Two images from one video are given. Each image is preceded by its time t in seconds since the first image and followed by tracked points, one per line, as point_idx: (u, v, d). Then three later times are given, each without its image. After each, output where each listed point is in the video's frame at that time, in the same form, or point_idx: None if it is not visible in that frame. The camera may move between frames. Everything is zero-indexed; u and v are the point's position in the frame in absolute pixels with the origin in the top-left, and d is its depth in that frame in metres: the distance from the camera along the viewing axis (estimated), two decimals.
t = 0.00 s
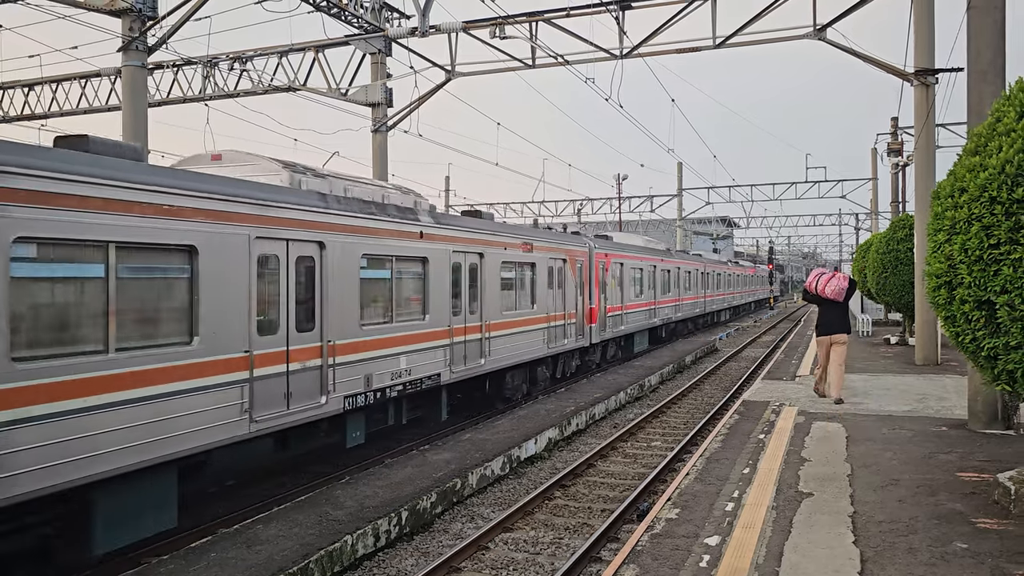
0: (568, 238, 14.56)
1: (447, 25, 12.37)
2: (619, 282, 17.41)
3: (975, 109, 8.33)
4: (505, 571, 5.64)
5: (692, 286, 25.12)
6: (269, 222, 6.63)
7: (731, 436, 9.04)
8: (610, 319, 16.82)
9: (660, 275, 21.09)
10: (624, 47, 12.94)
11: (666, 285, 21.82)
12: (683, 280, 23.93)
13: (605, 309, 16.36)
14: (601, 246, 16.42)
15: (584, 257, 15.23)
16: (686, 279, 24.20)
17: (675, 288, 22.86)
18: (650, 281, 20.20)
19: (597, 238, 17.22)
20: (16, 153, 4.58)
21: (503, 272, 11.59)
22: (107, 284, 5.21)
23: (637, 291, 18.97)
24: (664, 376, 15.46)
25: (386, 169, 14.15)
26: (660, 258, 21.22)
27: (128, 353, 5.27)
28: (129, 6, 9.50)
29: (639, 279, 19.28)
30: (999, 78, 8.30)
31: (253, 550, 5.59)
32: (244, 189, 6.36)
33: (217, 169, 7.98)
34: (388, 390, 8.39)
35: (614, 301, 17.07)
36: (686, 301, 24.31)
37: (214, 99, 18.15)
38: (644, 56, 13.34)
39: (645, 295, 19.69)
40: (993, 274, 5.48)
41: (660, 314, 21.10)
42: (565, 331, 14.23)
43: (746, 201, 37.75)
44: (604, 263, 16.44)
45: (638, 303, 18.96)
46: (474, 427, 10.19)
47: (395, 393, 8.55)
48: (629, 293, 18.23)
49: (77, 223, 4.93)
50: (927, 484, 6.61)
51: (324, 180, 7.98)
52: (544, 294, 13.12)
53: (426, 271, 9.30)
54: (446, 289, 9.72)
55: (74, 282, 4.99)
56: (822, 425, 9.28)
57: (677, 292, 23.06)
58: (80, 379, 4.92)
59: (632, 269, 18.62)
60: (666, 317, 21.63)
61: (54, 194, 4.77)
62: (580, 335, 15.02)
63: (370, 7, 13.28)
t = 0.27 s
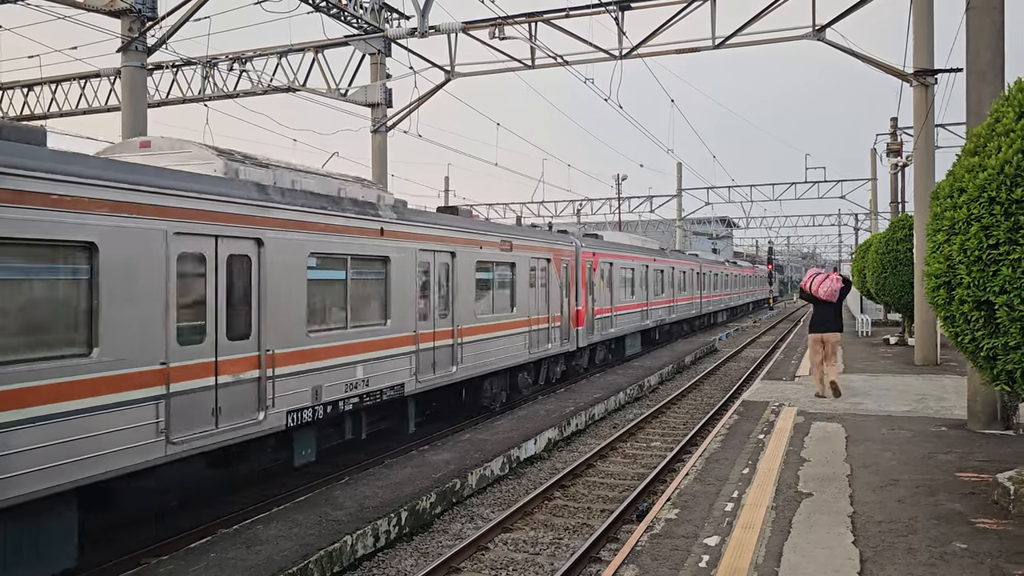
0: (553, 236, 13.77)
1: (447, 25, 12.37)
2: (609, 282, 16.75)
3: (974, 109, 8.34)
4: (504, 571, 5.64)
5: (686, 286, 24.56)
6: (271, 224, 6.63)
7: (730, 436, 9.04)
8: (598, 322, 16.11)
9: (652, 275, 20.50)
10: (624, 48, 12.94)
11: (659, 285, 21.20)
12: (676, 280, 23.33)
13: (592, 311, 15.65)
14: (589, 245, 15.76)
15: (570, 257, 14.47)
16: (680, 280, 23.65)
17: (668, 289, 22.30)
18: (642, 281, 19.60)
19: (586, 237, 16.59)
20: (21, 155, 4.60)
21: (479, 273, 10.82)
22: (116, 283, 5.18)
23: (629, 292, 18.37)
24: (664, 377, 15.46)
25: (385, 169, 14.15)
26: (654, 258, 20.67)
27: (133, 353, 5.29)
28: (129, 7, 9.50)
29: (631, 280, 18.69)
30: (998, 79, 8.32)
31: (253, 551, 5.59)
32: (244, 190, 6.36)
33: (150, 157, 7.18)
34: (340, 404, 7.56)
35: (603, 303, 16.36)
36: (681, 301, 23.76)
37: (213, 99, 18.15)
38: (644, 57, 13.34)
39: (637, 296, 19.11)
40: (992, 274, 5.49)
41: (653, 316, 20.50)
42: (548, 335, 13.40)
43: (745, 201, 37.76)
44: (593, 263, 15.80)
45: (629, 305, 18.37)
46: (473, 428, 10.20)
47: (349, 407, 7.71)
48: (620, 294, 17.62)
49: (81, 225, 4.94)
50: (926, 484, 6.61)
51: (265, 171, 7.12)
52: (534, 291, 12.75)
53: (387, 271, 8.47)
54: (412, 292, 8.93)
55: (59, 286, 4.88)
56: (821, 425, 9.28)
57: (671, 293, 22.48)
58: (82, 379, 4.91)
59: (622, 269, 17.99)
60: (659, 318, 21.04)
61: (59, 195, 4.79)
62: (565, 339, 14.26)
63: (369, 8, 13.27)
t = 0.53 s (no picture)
0: (535, 233, 12.85)
1: (446, 26, 12.37)
2: (596, 282, 15.95)
3: (973, 109, 8.34)
4: (503, 572, 5.63)
5: (680, 287, 23.86)
6: (275, 225, 6.60)
7: (730, 436, 9.04)
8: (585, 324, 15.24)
9: (643, 275, 19.75)
10: (623, 48, 12.93)
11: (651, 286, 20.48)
12: (669, 280, 22.59)
13: (578, 313, 14.79)
14: (575, 243, 14.92)
15: (554, 256, 13.57)
16: (673, 280, 22.97)
17: (661, 290, 21.58)
18: (633, 282, 18.86)
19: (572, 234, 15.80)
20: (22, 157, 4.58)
21: (452, 273, 9.83)
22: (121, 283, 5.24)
23: (618, 293, 17.62)
24: (663, 377, 15.44)
25: (384, 170, 14.14)
26: (645, 258, 19.97)
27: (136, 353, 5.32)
28: (128, 6, 9.49)
29: (620, 280, 17.95)
30: (997, 80, 8.33)
31: (251, 552, 5.58)
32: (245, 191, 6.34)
33: (64, 142, 6.58)
34: (283, 420, 6.66)
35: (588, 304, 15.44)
36: (674, 303, 23.04)
37: (212, 99, 18.14)
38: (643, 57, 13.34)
39: (627, 297, 18.38)
40: (991, 275, 5.49)
41: (644, 318, 19.75)
42: (529, 339, 12.45)
43: (744, 202, 37.76)
44: (579, 262, 14.99)
45: (619, 306, 17.58)
46: (472, 428, 10.20)
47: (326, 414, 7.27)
48: (608, 294, 16.86)
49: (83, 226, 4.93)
50: (925, 485, 6.61)
51: (186, 157, 6.34)
52: (530, 294, 12.40)
53: (341, 271, 7.56)
54: (372, 294, 8.00)
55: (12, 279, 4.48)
56: (821, 426, 9.27)
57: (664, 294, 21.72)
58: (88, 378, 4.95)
59: (611, 269, 17.23)
60: (650, 320, 20.29)
61: (61, 196, 4.77)
62: (550, 345, 13.37)
63: (369, 8, 13.27)
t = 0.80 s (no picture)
0: (516, 231, 11.95)
1: (445, 26, 12.36)
2: (585, 283, 15.10)
3: (971, 109, 8.35)
4: (503, 572, 5.63)
5: (676, 288, 23.09)
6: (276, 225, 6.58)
7: (729, 437, 9.03)
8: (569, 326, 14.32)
9: (638, 275, 18.93)
10: (621, 48, 12.93)
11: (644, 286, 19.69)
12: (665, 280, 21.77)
13: (562, 316, 13.88)
14: (561, 242, 14.06)
15: (535, 256, 12.65)
16: (669, 280, 22.20)
17: (656, 290, 20.79)
18: (627, 282, 18.08)
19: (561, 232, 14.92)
20: (29, 156, 4.57)
21: (415, 273, 8.90)
22: (124, 285, 5.19)
23: (610, 294, 16.81)
24: (662, 378, 15.43)
25: (383, 171, 14.13)
26: (640, 257, 19.17)
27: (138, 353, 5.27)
28: (126, 7, 9.48)
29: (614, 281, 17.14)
30: (996, 80, 8.33)
31: (250, 552, 5.58)
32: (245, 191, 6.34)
33: None
34: (208, 438, 5.83)
35: (574, 306, 14.49)
36: (670, 304, 22.24)
37: (211, 100, 18.12)
38: (642, 58, 13.34)
39: (620, 299, 17.59)
40: (989, 275, 5.50)
41: (637, 320, 18.96)
42: (506, 344, 11.52)
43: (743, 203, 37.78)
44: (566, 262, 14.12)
45: (610, 308, 16.74)
46: (471, 429, 10.19)
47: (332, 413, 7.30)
48: (598, 295, 16.04)
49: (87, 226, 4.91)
50: (924, 485, 6.61)
51: (88, 140, 5.49)
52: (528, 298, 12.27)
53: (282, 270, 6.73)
54: (317, 301, 7.12)
55: None
56: (820, 426, 9.28)
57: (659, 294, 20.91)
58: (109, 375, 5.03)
59: (604, 269, 16.39)
60: (643, 322, 19.49)
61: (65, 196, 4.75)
62: (529, 351, 12.45)
63: (367, 8, 13.27)
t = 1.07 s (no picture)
0: (491, 227, 11.18)
1: (444, 26, 12.36)
2: (567, 284, 14.43)
3: (969, 110, 8.36)
4: (501, 573, 5.63)
5: (666, 288, 22.47)
6: (276, 225, 6.60)
7: (727, 438, 9.03)
8: (549, 330, 13.55)
9: (625, 275, 18.27)
10: (620, 49, 12.93)
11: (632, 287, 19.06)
12: (654, 281, 21.15)
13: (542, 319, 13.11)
14: (543, 241, 13.36)
15: (513, 256, 11.86)
16: (659, 279, 21.59)
17: (645, 292, 20.17)
18: (614, 283, 17.45)
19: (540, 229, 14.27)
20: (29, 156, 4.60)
21: (372, 272, 8.09)
22: (102, 285, 5.13)
23: (595, 297, 16.16)
24: (661, 378, 15.43)
25: (382, 171, 14.13)
26: (628, 257, 18.53)
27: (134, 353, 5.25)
28: (125, 8, 9.48)
29: (598, 282, 16.50)
30: (994, 81, 8.34)
31: (249, 553, 5.58)
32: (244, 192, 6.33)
33: None
34: (113, 464, 5.03)
35: (554, 308, 13.72)
36: (660, 306, 21.62)
37: (210, 101, 18.11)
38: (641, 58, 13.35)
39: (606, 300, 16.92)
40: (988, 276, 5.50)
41: (625, 324, 18.31)
42: (481, 350, 10.73)
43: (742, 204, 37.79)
44: (547, 262, 13.40)
45: (595, 310, 16.07)
46: (470, 429, 10.19)
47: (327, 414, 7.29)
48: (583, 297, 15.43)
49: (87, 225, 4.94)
50: (922, 486, 6.61)
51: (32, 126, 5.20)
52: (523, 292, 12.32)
53: (208, 269, 5.95)
54: (287, 300, 6.74)
55: None
56: (819, 427, 9.28)
57: (648, 296, 20.28)
58: (112, 374, 5.07)
59: (588, 270, 15.71)
60: (632, 325, 18.83)
61: (65, 196, 4.78)
62: (506, 357, 11.65)
63: (366, 9, 13.27)
